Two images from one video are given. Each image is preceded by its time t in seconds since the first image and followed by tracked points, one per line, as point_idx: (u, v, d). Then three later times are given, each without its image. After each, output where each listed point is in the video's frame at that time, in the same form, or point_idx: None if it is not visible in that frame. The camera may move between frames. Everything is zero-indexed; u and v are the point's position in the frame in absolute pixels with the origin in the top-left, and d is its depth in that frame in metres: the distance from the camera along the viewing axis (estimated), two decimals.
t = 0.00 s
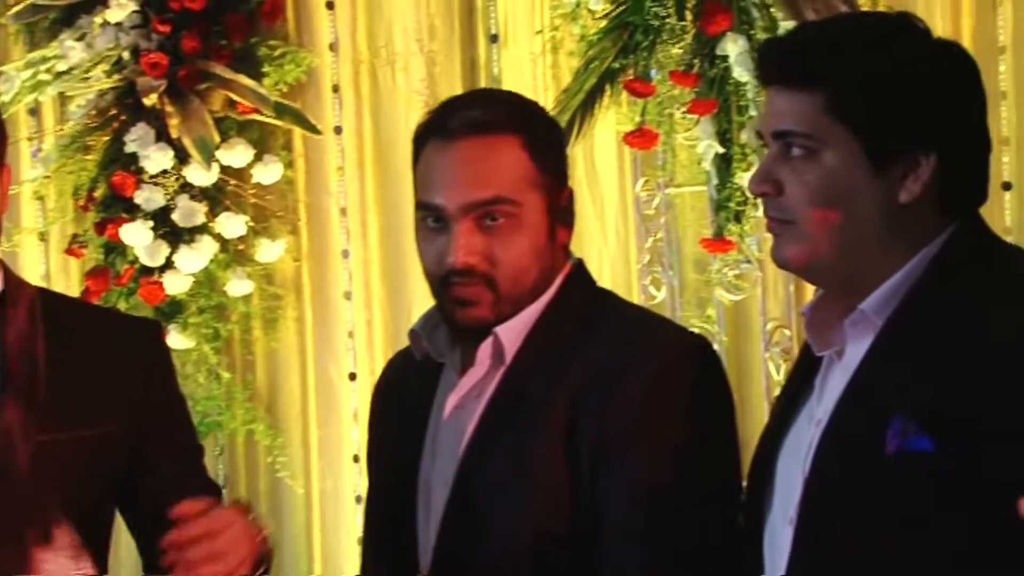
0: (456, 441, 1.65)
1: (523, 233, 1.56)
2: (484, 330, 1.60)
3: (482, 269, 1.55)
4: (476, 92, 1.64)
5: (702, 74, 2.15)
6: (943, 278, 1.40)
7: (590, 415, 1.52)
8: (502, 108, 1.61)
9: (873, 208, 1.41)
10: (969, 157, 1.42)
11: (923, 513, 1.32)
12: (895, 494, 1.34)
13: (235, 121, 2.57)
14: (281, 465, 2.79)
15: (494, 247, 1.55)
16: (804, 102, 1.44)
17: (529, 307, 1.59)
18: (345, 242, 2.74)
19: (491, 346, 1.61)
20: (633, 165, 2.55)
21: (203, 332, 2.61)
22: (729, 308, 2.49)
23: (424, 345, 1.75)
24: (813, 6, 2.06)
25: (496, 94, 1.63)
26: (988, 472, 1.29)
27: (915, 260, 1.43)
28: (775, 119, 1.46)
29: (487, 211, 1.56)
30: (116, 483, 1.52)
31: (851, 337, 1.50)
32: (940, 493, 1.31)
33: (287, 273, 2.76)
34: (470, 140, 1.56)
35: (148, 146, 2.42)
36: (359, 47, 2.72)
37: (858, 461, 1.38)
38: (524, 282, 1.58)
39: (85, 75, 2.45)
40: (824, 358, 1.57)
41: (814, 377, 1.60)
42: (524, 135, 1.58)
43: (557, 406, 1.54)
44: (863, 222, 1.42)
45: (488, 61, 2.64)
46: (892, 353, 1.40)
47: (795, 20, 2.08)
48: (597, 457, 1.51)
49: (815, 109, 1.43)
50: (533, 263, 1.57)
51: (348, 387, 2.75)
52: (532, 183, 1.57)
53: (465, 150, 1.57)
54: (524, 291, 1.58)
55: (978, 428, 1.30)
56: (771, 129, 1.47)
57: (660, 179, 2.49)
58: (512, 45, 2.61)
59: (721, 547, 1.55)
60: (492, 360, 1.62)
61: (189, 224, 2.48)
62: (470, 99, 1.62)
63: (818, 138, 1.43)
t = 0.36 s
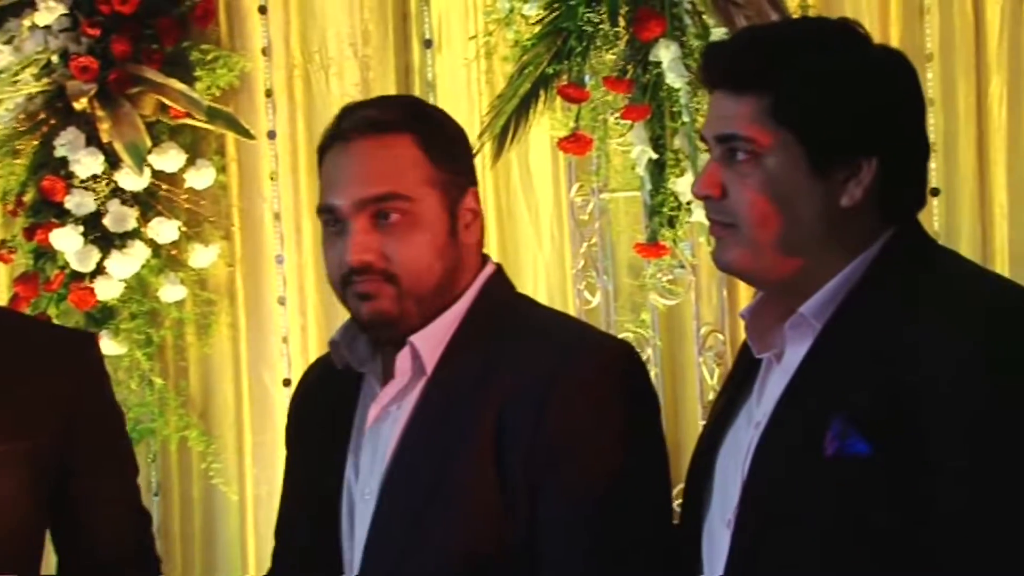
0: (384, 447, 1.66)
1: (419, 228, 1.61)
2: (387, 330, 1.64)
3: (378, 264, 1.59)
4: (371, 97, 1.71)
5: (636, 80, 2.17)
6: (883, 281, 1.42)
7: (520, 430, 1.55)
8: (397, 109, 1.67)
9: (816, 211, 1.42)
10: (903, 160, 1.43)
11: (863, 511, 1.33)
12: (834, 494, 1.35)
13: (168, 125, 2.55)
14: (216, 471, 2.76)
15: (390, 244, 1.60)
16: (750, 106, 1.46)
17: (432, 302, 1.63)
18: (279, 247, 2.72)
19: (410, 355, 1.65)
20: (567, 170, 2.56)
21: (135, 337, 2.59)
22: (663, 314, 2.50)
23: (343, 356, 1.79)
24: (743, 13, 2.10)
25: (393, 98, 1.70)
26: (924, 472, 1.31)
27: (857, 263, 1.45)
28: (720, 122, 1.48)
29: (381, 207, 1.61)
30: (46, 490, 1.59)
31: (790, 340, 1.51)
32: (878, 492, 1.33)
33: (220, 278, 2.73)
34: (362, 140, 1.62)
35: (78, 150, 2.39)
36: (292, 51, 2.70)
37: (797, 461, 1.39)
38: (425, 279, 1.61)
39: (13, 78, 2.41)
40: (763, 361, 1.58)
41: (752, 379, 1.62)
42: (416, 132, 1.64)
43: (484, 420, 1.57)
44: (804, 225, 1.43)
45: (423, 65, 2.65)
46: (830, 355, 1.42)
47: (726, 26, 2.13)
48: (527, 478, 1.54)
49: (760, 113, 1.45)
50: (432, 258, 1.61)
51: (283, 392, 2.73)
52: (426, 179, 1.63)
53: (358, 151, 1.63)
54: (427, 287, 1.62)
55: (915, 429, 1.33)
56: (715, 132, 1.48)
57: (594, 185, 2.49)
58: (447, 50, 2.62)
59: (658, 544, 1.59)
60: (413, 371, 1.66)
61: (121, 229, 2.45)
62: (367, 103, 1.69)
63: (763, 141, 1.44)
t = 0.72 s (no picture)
0: (323, 449, 1.75)
1: (345, 217, 1.72)
2: (318, 318, 1.74)
3: (303, 248, 1.70)
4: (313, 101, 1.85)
5: (584, 83, 2.17)
6: (833, 282, 1.43)
7: (454, 436, 1.63)
8: (336, 105, 1.79)
9: (768, 209, 1.44)
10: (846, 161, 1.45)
11: (811, 512, 1.34)
12: (783, 496, 1.36)
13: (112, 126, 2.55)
14: (162, 475, 2.74)
15: (316, 231, 1.72)
16: (698, 106, 1.46)
17: (360, 291, 1.72)
18: (227, 250, 2.70)
19: (349, 361, 1.75)
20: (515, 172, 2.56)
21: (80, 341, 2.57)
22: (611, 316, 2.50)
23: (285, 360, 1.87)
24: (691, 16, 2.12)
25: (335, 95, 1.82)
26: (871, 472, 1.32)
27: (807, 262, 1.46)
28: (669, 124, 1.48)
29: (310, 196, 1.73)
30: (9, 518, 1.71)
31: (738, 343, 1.52)
32: (825, 492, 1.34)
33: (166, 280, 2.72)
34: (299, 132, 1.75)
35: (22, 151, 2.36)
36: (240, 53, 2.68)
37: (746, 463, 1.40)
38: (351, 269, 1.71)
39: None
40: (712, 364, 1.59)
41: (700, 381, 1.62)
42: (350, 127, 1.77)
43: (422, 423, 1.65)
44: (756, 225, 1.44)
45: (370, 67, 2.63)
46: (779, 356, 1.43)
47: (673, 30, 2.14)
48: (465, 480, 1.61)
49: (709, 112, 1.45)
50: (357, 246, 1.71)
51: (230, 396, 2.71)
52: (355, 171, 1.75)
53: (294, 144, 1.76)
54: (353, 275, 1.71)
55: (862, 428, 1.34)
56: (664, 134, 1.48)
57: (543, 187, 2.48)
58: (395, 53, 2.61)
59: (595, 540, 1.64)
60: (351, 377, 1.75)
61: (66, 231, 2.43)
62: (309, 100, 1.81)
63: (714, 141, 1.45)
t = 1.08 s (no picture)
0: (260, 452, 1.75)
1: (284, 214, 1.73)
2: (253, 314, 1.74)
3: (241, 242, 1.71)
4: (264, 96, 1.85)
5: (526, 84, 2.17)
6: (769, 281, 1.44)
7: (392, 450, 1.62)
8: (289, 101, 1.80)
9: (709, 206, 1.45)
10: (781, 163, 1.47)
11: (747, 512, 1.35)
12: (720, 495, 1.37)
13: (51, 127, 2.52)
14: (102, 478, 2.72)
15: (253, 226, 1.73)
16: (637, 107, 1.47)
17: (296, 288, 1.73)
18: (168, 251, 2.68)
19: (286, 364, 1.74)
20: (459, 173, 2.56)
21: (17, 342, 2.57)
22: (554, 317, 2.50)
23: (225, 359, 1.86)
24: (633, 19, 2.11)
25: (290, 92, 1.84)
26: (807, 471, 1.34)
27: (749, 259, 1.47)
28: (606, 126, 1.49)
29: (251, 190, 1.74)
30: None
31: (675, 343, 1.53)
32: (762, 492, 1.35)
33: (107, 281, 2.70)
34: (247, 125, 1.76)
35: None
36: (180, 53, 2.67)
37: (682, 463, 1.41)
38: (287, 266, 1.72)
39: None
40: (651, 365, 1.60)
41: (640, 381, 1.63)
42: (297, 124, 1.78)
43: (359, 434, 1.64)
44: (699, 222, 1.45)
45: (312, 68, 2.61)
46: (717, 357, 1.44)
47: (614, 32, 2.12)
48: (408, 485, 1.61)
49: (648, 113, 1.46)
50: (295, 243, 1.72)
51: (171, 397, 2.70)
52: (299, 169, 1.75)
53: (241, 136, 1.78)
54: (289, 272, 1.72)
55: (797, 429, 1.35)
56: (603, 137, 1.49)
57: (486, 189, 2.50)
58: (337, 54, 2.59)
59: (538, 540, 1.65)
60: (289, 380, 1.75)
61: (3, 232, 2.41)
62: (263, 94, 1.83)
63: (655, 141, 1.45)
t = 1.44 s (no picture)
0: (192, 458, 1.77)
1: (185, 229, 1.73)
2: (172, 328, 1.76)
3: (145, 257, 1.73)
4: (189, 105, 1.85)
5: (462, 93, 2.20)
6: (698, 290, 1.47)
7: (327, 458, 1.62)
8: (211, 114, 1.79)
9: (640, 218, 1.47)
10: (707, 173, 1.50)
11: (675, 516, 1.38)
12: (650, 502, 1.39)
13: None
14: (35, 491, 2.79)
15: (158, 241, 1.74)
16: (565, 122, 1.49)
17: (204, 303, 1.73)
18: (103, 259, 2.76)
19: (219, 373, 1.77)
20: (395, 181, 2.58)
21: None
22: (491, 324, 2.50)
23: (156, 368, 1.86)
24: (566, 30, 2.14)
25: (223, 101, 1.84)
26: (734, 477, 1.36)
27: (676, 268, 1.51)
28: (534, 140, 1.50)
29: (156, 204, 1.75)
30: None
31: (605, 352, 1.55)
32: (691, 498, 1.38)
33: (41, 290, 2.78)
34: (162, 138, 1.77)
35: None
36: (115, 61, 2.71)
37: (611, 470, 1.43)
38: (189, 282, 1.72)
39: None
40: (582, 372, 1.61)
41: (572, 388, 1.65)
42: (209, 137, 1.77)
43: (294, 442, 1.64)
44: (630, 233, 1.47)
45: (248, 77, 2.63)
46: (646, 365, 1.47)
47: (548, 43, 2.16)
48: (344, 494, 1.61)
49: (575, 127, 1.48)
50: (194, 258, 1.72)
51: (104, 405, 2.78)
52: (204, 182, 1.75)
53: (158, 149, 1.79)
54: (192, 287, 1.72)
55: (726, 436, 1.37)
56: (531, 151, 1.51)
57: (422, 197, 2.50)
58: (273, 62, 2.60)
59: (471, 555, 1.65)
60: (220, 389, 1.78)
61: None
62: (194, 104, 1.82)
63: (583, 155, 1.48)
